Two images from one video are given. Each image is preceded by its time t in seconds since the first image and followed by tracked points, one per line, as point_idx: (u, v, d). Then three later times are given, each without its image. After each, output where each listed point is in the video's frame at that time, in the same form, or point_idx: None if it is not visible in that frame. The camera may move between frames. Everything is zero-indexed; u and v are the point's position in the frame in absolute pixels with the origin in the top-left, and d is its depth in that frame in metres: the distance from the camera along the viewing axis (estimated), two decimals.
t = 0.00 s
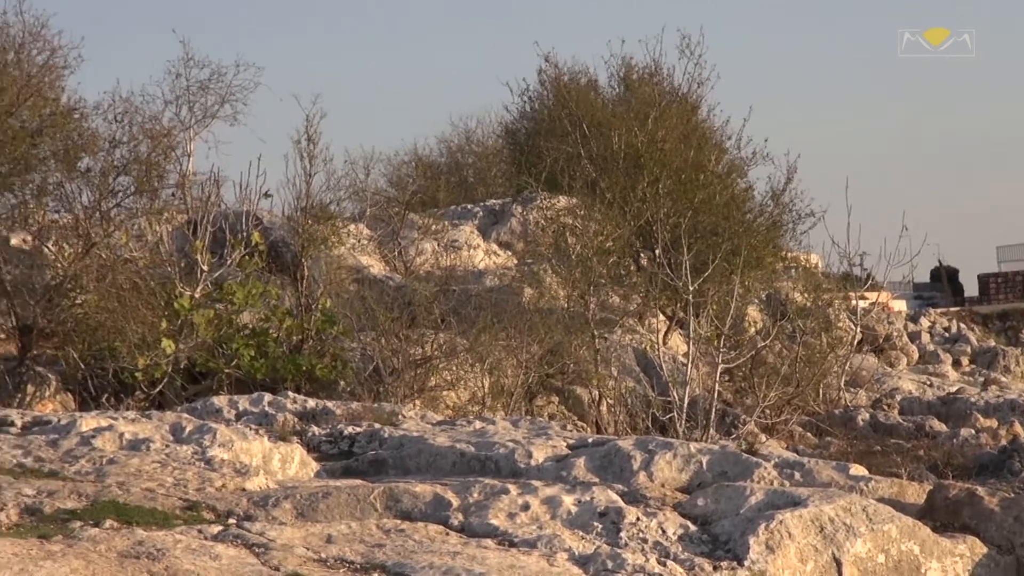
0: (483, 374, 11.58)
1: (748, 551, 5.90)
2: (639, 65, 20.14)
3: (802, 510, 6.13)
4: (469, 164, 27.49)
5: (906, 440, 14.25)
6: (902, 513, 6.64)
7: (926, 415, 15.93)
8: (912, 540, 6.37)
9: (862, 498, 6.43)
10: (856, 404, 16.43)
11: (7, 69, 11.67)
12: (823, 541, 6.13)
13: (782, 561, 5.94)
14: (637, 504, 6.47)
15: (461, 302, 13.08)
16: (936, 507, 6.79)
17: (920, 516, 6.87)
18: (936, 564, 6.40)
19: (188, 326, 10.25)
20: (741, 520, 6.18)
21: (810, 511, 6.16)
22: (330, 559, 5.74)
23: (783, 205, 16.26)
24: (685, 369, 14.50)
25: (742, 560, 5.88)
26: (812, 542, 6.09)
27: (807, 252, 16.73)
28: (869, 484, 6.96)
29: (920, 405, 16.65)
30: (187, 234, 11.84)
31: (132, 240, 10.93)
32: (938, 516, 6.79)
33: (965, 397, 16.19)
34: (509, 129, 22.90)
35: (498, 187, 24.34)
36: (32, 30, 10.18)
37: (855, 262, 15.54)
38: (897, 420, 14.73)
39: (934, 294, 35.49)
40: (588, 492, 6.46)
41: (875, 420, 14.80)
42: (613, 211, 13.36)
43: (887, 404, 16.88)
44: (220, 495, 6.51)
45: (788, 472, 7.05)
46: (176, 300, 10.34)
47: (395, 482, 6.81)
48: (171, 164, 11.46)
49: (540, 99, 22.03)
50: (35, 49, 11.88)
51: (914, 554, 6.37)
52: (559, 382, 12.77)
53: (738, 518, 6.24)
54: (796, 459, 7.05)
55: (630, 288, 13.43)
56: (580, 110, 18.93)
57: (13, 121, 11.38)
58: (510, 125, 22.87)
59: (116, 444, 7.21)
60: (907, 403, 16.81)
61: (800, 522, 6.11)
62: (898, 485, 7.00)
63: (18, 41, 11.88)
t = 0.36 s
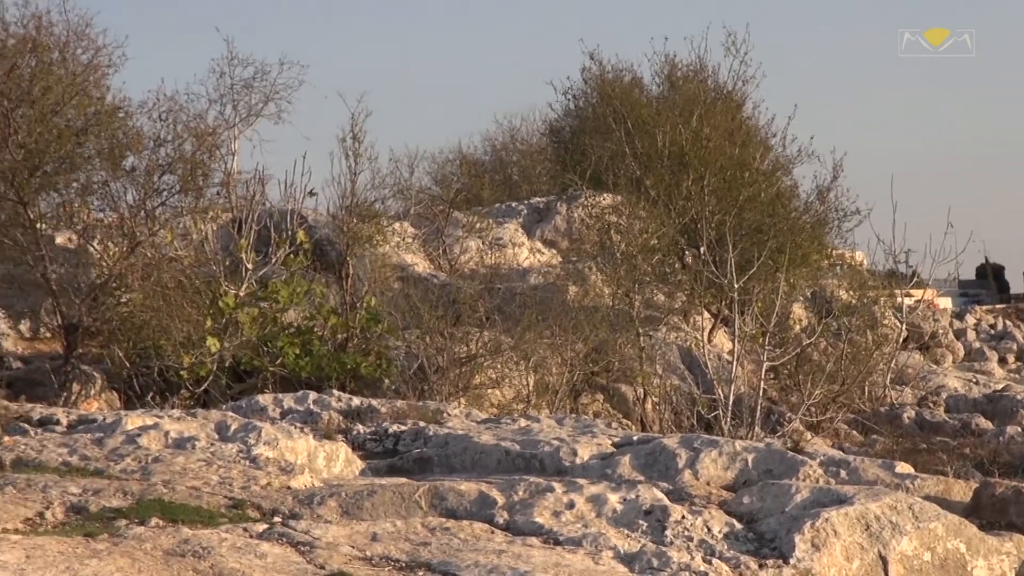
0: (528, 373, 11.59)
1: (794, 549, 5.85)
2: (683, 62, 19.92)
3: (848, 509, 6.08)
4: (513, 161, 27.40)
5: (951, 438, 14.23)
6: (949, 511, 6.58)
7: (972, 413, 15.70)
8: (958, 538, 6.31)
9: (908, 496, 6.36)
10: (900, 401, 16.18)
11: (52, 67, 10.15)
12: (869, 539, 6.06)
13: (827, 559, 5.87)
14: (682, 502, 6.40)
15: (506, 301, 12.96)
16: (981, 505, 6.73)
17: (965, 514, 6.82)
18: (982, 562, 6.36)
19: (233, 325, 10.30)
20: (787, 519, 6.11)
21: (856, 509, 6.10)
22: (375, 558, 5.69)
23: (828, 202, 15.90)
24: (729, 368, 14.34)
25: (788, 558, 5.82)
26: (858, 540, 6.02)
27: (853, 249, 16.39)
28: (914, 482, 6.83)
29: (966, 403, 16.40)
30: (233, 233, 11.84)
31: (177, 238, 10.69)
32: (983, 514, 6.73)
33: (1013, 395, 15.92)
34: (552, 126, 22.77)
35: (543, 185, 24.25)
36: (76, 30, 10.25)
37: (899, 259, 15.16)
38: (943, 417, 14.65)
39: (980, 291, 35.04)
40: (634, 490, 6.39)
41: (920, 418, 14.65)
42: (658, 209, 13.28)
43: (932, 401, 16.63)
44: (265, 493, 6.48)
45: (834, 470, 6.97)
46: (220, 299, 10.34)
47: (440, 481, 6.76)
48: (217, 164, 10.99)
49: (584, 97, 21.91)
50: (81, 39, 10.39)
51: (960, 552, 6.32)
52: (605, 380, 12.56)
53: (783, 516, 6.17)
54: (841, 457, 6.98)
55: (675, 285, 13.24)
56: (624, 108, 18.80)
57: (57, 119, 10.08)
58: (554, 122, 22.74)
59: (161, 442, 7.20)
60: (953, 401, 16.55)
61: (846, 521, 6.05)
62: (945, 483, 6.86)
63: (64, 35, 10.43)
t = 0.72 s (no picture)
0: (572, 371, 11.42)
1: (838, 547, 5.80)
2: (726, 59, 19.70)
3: (893, 506, 6.03)
4: (556, 160, 27.33)
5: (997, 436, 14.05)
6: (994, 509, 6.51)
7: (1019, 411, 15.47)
8: (1003, 536, 6.25)
9: (952, 494, 6.32)
10: (944, 399, 15.96)
11: (96, 68, 10.05)
12: (914, 537, 6.01)
13: (872, 557, 5.83)
14: (726, 501, 6.34)
15: (549, 300, 12.89)
16: None
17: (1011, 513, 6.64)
18: None
19: (276, 323, 10.57)
20: (831, 517, 6.07)
21: (900, 506, 6.05)
22: (419, 556, 5.65)
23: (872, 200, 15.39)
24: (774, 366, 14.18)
25: (833, 556, 5.77)
26: (903, 539, 5.97)
27: (897, 246, 15.96)
28: (959, 480, 6.71)
29: (1012, 401, 16.16)
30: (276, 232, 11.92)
31: (220, 237, 10.67)
32: None
33: None
34: (595, 125, 22.67)
35: (586, 183, 24.17)
36: (121, 29, 10.28)
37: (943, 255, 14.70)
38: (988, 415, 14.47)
39: None
40: (678, 488, 6.34)
41: (964, 415, 14.48)
42: (701, 206, 13.09)
43: (977, 399, 16.39)
44: (310, 492, 6.46)
45: (878, 468, 6.79)
46: (264, 297, 10.58)
47: (482, 479, 6.70)
48: (259, 163, 10.96)
49: (627, 95, 21.79)
50: (126, 39, 10.26)
51: (1004, 550, 6.28)
52: (648, 378, 12.34)
53: (827, 514, 6.12)
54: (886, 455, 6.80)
55: (718, 284, 13.03)
56: (666, 106, 18.65)
57: (101, 119, 9.97)
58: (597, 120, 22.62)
59: (206, 441, 7.19)
60: (997, 399, 16.31)
61: (890, 519, 6.00)
62: (990, 481, 6.72)
63: (110, 34, 10.20)
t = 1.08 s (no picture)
0: (614, 370, 11.32)
1: (881, 547, 5.75)
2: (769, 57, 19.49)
3: (936, 505, 5.95)
4: (597, 159, 27.18)
5: None
6: None
7: None
8: None
9: (996, 494, 6.24)
10: (987, 398, 15.70)
11: (138, 67, 10.02)
12: (956, 536, 5.95)
13: (914, 557, 5.77)
14: (768, 501, 6.26)
15: (590, 300, 12.78)
16: None
17: None
18: None
19: (318, 323, 10.57)
20: (874, 516, 6.00)
21: (944, 506, 5.97)
22: (461, 556, 5.60)
23: (915, 199, 15.07)
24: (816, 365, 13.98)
25: (875, 556, 5.72)
26: (945, 538, 5.91)
27: (940, 245, 15.69)
28: (1002, 480, 6.55)
29: None
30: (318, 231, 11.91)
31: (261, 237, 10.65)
32: None
33: None
34: (636, 124, 22.51)
35: (627, 182, 24.02)
36: (162, 29, 10.29)
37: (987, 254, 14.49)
38: None
39: None
40: (720, 488, 6.26)
41: (1008, 415, 14.19)
42: (743, 206, 12.90)
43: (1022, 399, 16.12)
44: (351, 491, 6.42)
45: (920, 467, 6.67)
46: (305, 297, 10.51)
47: (524, 479, 6.63)
48: (301, 162, 10.91)
49: (668, 95, 21.62)
50: (168, 38, 10.26)
51: None
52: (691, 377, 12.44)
53: (870, 514, 6.04)
54: (928, 454, 6.69)
55: (760, 282, 12.87)
56: (708, 104, 18.49)
57: (142, 119, 10.00)
58: (639, 120, 22.47)
59: (248, 441, 7.17)
60: None
61: (933, 518, 5.93)
62: None
63: (152, 34, 10.20)
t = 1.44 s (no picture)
0: (660, 371, 11.21)
1: (927, 547, 5.77)
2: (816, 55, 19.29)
3: (982, 505, 5.96)
4: (642, 159, 27.03)
5: None
6: None
7: None
8: None
9: None
10: None
11: (184, 68, 10.06)
12: (1003, 537, 5.97)
13: (961, 557, 5.79)
14: (814, 500, 6.23)
15: (635, 300, 12.69)
16: None
17: None
18: None
19: (364, 323, 10.60)
20: (920, 516, 6.00)
21: (990, 506, 5.98)
22: (507, 556, 5.58)
23: (961, 198, 14.86)
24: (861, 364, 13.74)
25: (921, 556, 5.74)
26: (992, 538, 5.93)
27: (987, 244, 15.47)
28: None
29: None
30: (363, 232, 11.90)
31: (307, 238, 10.63)
32: None
33: None
34: (682, 124, 22.36)
35: (672, 181, 23.87)
36: (207, 30, 10.31)
37: None
38: None
39: None
40: (766, 487, 6.23)
41: None
42: (789, 206, 12.92)
43: None
44: (397, 491, 6.40)
45: (967, 467, 6.58)
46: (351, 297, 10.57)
47: (568, 479, 6.58)
48: (346, 163, 10.91)
49: (714, 94, 21.45)
50: (213, 39, 10.29)
51: None
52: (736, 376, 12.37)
53: (916, 513, 6.05)
54: (975, 454, 6.59)
55: (806, 282, 12.78)
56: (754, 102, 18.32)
57: (189, 120, 10.04)
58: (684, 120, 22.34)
59: (294, 441, 7.18)
60: None
61: (980, 517, 5.94)
62: None
63: (197, 34, 10.24)
